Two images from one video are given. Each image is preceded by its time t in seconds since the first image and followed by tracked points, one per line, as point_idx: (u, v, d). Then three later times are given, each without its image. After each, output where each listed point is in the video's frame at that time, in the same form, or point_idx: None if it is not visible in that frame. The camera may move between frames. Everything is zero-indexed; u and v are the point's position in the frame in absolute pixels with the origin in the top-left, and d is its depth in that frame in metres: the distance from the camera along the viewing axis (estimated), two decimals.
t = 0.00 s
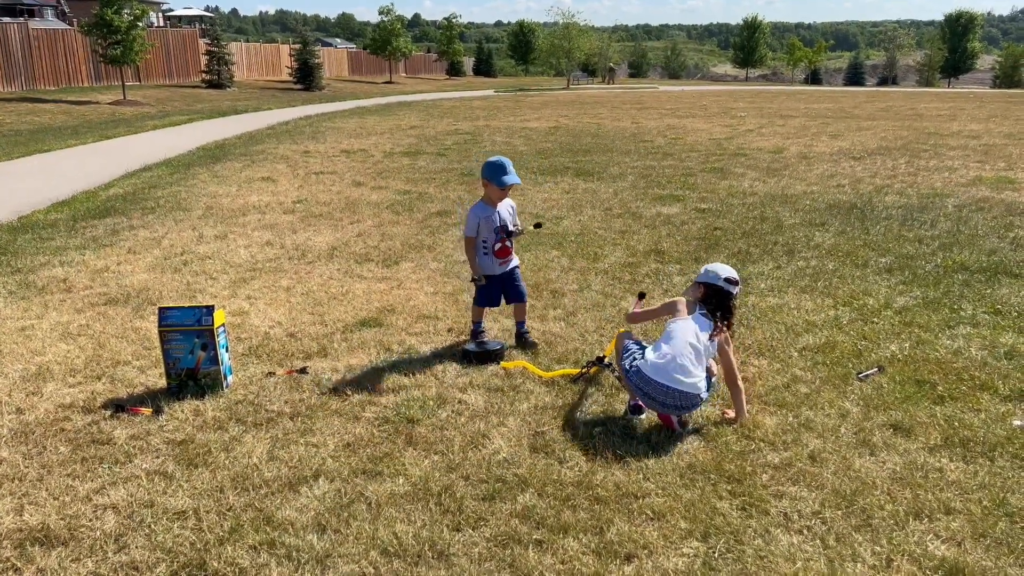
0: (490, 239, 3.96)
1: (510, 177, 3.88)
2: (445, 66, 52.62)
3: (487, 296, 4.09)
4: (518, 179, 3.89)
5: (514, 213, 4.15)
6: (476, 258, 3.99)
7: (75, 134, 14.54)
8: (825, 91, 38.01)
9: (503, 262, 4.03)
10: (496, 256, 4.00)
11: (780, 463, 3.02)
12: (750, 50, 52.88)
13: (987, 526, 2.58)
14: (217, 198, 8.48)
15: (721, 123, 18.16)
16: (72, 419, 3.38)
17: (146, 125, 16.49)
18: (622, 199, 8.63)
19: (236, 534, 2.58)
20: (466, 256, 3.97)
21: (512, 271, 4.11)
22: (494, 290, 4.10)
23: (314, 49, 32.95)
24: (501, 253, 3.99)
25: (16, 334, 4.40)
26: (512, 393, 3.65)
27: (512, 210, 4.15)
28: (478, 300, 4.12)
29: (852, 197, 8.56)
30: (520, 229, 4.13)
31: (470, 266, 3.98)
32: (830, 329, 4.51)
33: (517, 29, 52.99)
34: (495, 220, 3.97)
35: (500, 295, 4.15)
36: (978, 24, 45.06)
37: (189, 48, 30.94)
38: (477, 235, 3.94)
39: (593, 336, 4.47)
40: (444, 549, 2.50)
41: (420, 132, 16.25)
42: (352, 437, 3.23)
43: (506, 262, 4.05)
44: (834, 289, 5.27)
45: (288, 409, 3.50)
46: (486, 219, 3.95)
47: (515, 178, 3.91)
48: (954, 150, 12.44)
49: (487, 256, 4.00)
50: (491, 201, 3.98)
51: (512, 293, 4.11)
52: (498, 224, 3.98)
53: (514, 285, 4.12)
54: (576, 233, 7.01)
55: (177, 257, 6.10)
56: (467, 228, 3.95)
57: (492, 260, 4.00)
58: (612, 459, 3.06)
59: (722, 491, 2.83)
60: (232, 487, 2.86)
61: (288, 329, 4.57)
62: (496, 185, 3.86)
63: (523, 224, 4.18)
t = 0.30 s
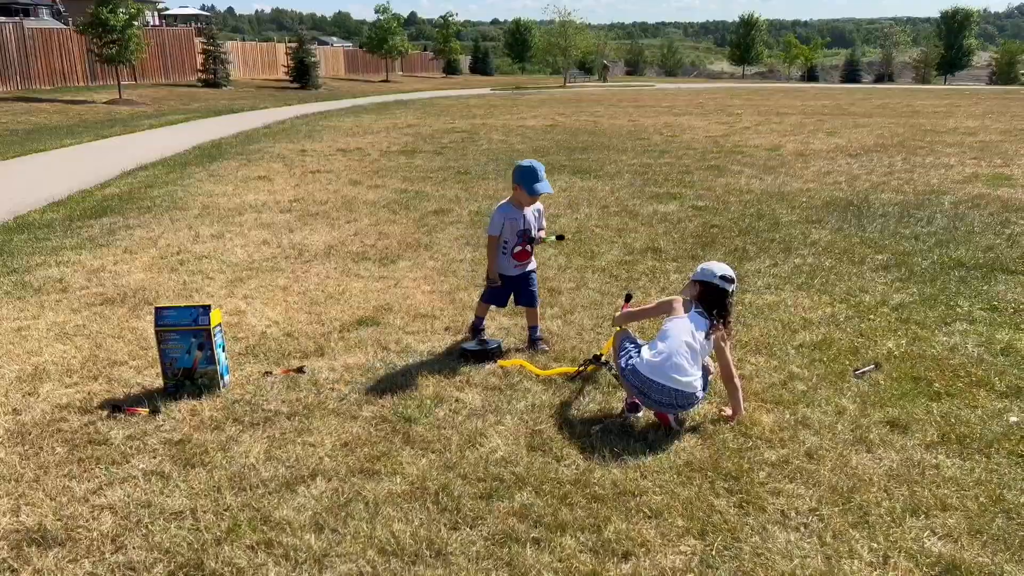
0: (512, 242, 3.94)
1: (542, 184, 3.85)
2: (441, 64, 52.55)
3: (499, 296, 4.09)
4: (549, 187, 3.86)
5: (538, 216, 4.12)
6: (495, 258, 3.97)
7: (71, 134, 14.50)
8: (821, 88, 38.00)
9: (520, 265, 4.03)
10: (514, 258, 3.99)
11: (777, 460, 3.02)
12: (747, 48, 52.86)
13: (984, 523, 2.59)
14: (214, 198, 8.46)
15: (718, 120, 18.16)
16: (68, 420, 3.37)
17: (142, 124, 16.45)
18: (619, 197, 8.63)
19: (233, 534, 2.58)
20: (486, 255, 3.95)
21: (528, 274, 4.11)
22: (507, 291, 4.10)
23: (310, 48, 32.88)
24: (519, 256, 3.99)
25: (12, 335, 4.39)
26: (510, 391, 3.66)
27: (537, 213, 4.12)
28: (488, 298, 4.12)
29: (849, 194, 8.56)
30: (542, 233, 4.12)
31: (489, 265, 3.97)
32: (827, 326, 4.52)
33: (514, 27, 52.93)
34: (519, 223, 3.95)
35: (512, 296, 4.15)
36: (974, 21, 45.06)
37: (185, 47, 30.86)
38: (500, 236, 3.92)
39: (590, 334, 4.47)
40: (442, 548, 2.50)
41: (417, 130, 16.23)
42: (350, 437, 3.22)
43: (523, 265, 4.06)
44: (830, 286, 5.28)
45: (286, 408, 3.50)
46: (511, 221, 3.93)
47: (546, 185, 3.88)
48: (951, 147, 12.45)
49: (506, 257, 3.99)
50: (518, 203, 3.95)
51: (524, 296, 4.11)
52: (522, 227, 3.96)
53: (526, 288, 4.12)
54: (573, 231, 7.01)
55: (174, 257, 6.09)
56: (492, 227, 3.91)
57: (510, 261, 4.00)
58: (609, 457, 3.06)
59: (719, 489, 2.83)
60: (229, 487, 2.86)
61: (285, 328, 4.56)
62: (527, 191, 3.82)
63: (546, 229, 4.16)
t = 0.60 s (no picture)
0: (518, 236, 3.95)
1: (550, 178, 3.84)
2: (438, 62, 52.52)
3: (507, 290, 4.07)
4: (557, 182, 3.84)
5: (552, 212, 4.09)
6: (501, 252, 3.98)
7: (66, 133, 14.45)
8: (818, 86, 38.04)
9: (528, 261, 4.00)
10: (522, 252, 3.98)
11: (774, 457, 3.02)
12: (743, 45, 52.88)
13: (981, 519, 2.59)
14: (210, 196, 8.43)
15: (715, 118, 18.18)
16: (64, 419, 3.36)
17: (138, 123, 16.41)
18: (616, 194, 8.64)
19: (230, 532, 2.57)
20: (493, 247, 3.97)
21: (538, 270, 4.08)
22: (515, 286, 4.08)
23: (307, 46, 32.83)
24: (527, 251, 3.97)
25: (8, 334, 4.37)
26: (507, 389, 3.65)
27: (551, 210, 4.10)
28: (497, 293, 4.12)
29: (845, 191, 8.57)
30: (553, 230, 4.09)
31: (495, 258, 3.97)
32: (824, 323, 4.53)
33: (510, 25, 52.88)
34: (527, 217, 3.95)
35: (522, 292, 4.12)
36: (970, 19, 45.14)
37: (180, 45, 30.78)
38: (506, 229, 3.94)
39: (587, 332, 4.47)
40: (439, 546, 2.50)
41: (414, 129, 16.21)
42: (347, 435, 3.22)
43: (533, 262, 4.02)
44: (827, 283, 5.28)
45: (283, 407, 3.49)
46: (518, 215, 3.93)
47: (555, 180, 3.86)
48: (947, 144, 12.48)
49: (514, 251, 3.98)
50: (527, 199, 3.95)
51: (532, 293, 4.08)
52: (530, 222, 3.95)
53: (535, 285, 4.09)
54: (570, 229, 7.01)
55: (170, 256, 6.07)
56: (499, 219, 3.94)
57: (517, 256, 3.98)
58: (606, 455, 3.06)
59: (717, 486, 2.83)
60: (226, 486, 2.85)
61: (282, 327, 4.55)
62: (534, 184, 3.82)
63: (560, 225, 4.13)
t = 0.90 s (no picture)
0: (479, 234, 3.99)
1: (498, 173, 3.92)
2: (442, 68, 52.67)
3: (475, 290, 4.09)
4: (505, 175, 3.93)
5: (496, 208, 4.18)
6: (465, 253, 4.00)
7: (70, 132, 14.47)
8: (820, 98, 38.14)
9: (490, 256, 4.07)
10: (484, 250, 4.04)
11: (772, 468, 3.03)
12: (746, 56, 53.04)
13: (977, 533, 2.60)
14: (213, 198, 8.45)
15: (717, 128, 18.24)
16: (64, 418, 3.37)
17: (142, 123, 16.46)
18: (617, 203, 8.66)
19: (228, 534, 2.58)
20: (453, 250, 3.99)
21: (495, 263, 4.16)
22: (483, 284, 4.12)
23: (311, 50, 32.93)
24: (489, 247, 4.03)
25: (9, 332, 4.38)
26: (506, 395, 3.66)
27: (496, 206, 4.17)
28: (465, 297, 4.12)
29: (846, 203, 8.60)
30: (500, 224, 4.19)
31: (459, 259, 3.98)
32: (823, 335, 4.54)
33: (514, 32, 53.02)
34: (482, 215, 4.00)
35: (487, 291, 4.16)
36: (973, 34, 45.29)
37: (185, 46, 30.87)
38: (465, 230, 3.96)
39: (587, 339, 4.48)
40: (437, 551, 2.51)
41: (416, 133, 16.24)
42: (346, 438, 3.22)
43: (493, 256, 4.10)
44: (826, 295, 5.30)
45: (282, 409, 3.50)
46: (474, 214, 3.97)
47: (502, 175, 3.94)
48: (948, 158, 12.52)
49: (475, 250, 4.02)
50: (477, 198, 4.00)
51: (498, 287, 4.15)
52: (486, 219, 4.01)
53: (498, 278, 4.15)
54: (571, 237, 7.03)
55: (172, 256, 6.08)
56: (456, 222, 3.95)
57: (481, 254, 4.03)
58: (605, 462, 3.07)
59: (715, 495, 2.84)
60: (225, 487, 2.85)
61: (282, 329, 4.56)
62: (487, 181, 3.89)
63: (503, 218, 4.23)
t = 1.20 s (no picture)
0: (487, 234, 3.99)
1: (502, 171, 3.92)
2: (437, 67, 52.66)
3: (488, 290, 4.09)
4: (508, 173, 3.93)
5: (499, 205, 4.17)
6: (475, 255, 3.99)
7: (65, 134, 14.45)
8: (816, 94, 38.22)
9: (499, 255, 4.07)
10: (493, 250, 4.03)
11: (769, 464, 3.04)
12: (741, 54, 53.10)
13: (973, 528, 2.61)
14: (208, 199, 8.44)
15: (713, 126, 18.27)
16: (60, 420, 3.36)
17: (137, 125, 16.42)
18: (613, 201, 8.66)
19: (225, 535, 2.58)
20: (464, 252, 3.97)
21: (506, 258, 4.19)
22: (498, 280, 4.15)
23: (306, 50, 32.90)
24: (498, 247, 4.03)
25: (4, 335, 4.37)
26: (503, 394, 3.66)
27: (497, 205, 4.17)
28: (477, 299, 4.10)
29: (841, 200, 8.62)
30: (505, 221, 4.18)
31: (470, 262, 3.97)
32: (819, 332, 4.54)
33: (509, 31, 53.00)
34: (489, 214, 3.99)
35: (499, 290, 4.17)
36: (967, 30, 45.39)
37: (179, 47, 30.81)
38: (474, 233, 3.94)
39: (583, 338, 4.48)
40: (434, 550, 2.51)
41: (412, 134, 16.24)
42: (343, 439, 3.23)
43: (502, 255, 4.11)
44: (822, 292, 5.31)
45: (279, 410, 3.50)
46: (481, 215, 3.96)
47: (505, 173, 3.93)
48: (943, 154, 12.55)
49: (485, 250, 4.02)
50: (481, 198, 3.98)
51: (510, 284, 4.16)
52: (492, 219, 4.01)
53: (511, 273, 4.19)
54: (566, 236, 7.04)
55: (168, 258, 6.07)
56: (466, 224, 3.93)
57: (491, 254, 4.03)
58: (602, 460, 3.07)
59: (711, 492, 2.85)
60: (221, 488, 2.85)
61: (278, 330, 4.56)
62: (493, 182, 3.87)
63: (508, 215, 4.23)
